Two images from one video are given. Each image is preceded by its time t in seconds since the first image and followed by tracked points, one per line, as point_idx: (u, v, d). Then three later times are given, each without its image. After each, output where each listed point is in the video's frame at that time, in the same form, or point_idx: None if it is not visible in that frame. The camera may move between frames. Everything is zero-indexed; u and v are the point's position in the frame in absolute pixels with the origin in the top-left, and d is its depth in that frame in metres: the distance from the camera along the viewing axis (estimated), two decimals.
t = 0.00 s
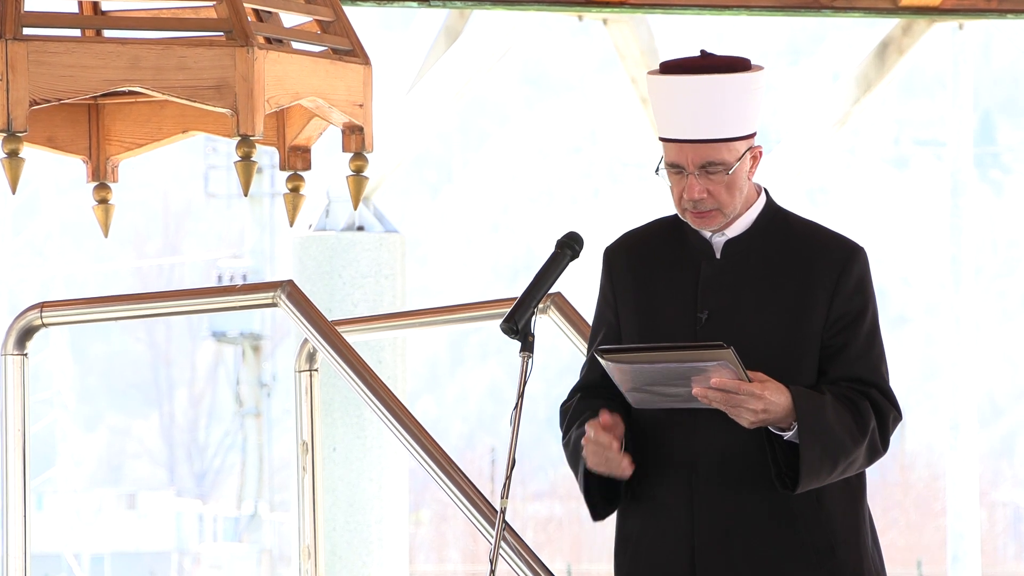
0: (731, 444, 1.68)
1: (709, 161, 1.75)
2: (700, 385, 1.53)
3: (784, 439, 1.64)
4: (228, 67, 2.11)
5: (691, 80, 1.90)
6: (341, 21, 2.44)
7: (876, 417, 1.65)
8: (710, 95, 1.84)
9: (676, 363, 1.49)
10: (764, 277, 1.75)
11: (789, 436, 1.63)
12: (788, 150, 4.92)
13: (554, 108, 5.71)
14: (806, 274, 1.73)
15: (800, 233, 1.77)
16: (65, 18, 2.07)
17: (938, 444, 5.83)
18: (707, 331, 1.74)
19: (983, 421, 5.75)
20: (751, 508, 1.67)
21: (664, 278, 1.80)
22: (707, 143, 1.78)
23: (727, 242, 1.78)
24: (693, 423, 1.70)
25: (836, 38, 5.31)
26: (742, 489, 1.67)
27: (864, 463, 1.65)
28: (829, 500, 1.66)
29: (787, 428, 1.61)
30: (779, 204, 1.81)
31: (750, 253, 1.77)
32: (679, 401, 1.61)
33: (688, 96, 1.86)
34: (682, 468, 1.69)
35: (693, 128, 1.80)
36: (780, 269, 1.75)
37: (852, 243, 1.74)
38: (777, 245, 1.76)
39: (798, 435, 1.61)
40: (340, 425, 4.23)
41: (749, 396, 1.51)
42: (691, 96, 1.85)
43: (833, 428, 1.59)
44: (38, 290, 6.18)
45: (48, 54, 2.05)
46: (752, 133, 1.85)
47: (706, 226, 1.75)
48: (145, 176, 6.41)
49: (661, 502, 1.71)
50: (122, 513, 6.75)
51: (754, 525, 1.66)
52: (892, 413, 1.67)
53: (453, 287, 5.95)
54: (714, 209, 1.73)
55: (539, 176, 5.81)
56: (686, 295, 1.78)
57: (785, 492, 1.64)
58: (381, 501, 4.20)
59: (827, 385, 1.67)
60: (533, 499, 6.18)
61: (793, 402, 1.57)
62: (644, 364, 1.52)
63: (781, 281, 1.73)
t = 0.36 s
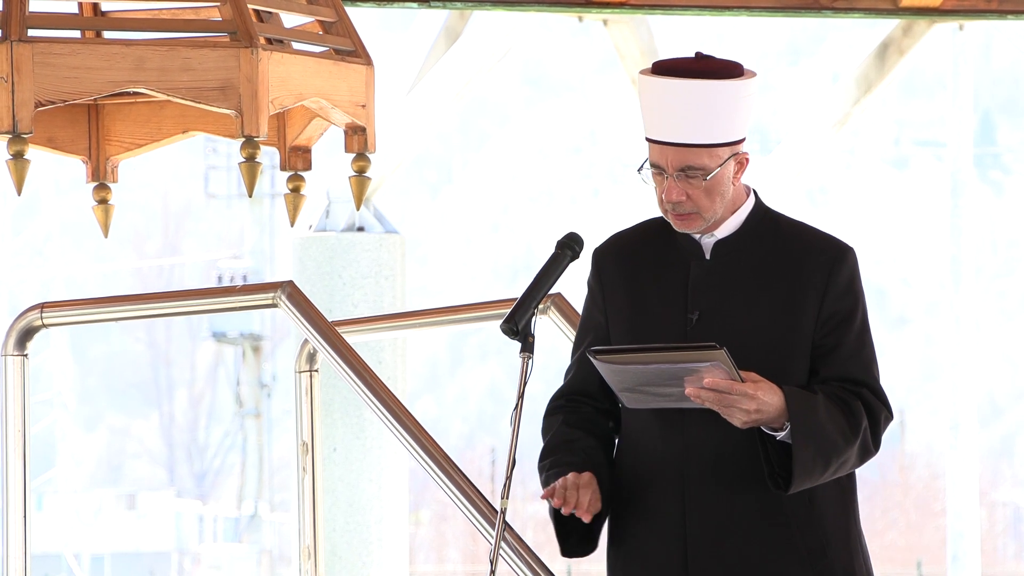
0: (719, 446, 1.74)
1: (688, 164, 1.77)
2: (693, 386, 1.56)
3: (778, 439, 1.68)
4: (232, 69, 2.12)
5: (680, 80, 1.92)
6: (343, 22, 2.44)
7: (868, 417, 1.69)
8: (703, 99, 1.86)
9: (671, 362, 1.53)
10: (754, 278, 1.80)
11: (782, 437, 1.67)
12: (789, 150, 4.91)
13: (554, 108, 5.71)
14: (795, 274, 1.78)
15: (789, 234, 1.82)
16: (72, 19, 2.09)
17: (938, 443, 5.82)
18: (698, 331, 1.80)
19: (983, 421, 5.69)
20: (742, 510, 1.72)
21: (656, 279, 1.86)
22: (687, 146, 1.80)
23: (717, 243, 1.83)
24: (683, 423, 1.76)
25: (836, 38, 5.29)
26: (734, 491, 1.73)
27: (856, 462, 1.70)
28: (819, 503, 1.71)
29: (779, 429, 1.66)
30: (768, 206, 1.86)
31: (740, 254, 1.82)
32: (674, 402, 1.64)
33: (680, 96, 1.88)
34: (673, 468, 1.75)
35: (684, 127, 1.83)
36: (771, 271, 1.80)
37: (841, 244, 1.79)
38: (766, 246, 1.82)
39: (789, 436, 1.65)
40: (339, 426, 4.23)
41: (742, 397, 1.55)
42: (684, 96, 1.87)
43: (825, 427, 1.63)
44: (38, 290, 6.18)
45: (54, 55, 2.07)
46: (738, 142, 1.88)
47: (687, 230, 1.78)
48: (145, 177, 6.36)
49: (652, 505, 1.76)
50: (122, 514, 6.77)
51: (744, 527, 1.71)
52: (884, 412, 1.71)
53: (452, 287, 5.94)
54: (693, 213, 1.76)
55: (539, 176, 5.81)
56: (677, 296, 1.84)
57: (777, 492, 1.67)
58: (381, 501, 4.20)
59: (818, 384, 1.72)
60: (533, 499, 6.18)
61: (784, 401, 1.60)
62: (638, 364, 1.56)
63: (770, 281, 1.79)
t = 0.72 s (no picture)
0: (716, 446, 1.80)
1: (691, 152, 1.83)
2: (691, 382, 1.58)
3: (775, 438, 1.72)
4: (237, 69, 2.15)
5: (682, 78, 2.03)
6: (346, 21, 2.46)
7: (862, 415, 1.75)
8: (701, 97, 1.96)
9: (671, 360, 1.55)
10: (746, 278, 1.89)
11: (779, 435, 1.71)
12: (789, 150, 4.93)
13: (554, 108, 5.71)
14: (790, 278, 1.86)
15: (780, 236, 1.91)
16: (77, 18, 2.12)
17: (938, 443, 5.82)
18: (692, 330, 1.88)
19: (984, 422, 5.71)
20: (738, 509, 1.78)
21: (649, 280, 1.94)
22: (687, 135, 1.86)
23: (709, 243, 1.92)
24: (679, 424, 1.82)
25: (836, 39, 5.32)
26: (730, 491, 1.79)
27: (851, 460, 1.76)
28: (813, 500, 1.77)
29: (776, 428, 1.70)
30: (757, 208, 1.94)
31: (732, 256, 1.91)
32: (667, 398, 1.66)
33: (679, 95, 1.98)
34: (670, 469, 1.81)
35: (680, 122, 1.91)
36: (764, 272, 1.88)
37: (832, 245, 1.87)
38: (759, 249, 1.90)
39: (787, 435, 1.70)
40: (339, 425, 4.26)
41: (739, 395, 1.58)
42: (682, 90, 1.98)
43: (822, 427, 1.68)
44: (37, 289, 6.15)
45: (59, 56, 2.10)
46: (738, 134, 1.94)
47: (687, 221, 1.82)
48: (145, 177, 6.29)
49: (649, 504, 1.83)
50: (122, 514, 6.69)
51: (741, 526, 1.78)
52: (877, 410, 1.77)
53: (452, 287, 5.93)
54: (696, 203, 1.81)
55: (539, 176, 5.80)
56: (670, 295, 1.92)
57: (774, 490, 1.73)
58: (381, 501, 4.22)
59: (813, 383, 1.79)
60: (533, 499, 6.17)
61: (784, 401, 1.64)
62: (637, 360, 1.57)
63: (766, 282, 1.87)
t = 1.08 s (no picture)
0: (711, 441, 2.06)
1: (694, 129, 2.10)
2: (690, 377, 1.75)
3: (772, 433, 1.96)
4: (242, 69, 2.32)
5: (675, 65, 2.29)
6: (349, 21, 2.64)
7: (858, 410, 2.00)
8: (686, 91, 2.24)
9: (673, 354, 1.71)
10: (740, 279, 2.13)
11: (776, 431, 1.94)
12: (788, 150, 5.23)
13: (554, 108, 5.71)
14: (785, 281, 2.10)
15: (770, 237, 2.16)
16: (81, 20, 2.28)
17: (939, 443, 5.75)
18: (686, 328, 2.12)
19: (983, 420, 5.71)
20: (736, 499, 2.03)
21: (645, 282, 2.19)
22: (692, 115, 2.15)
23: (702, 241, 2.17)
24: (678, 421, 2.07)
25: (836, 39, 5.34)
26: (729, 481, 2.04)
27: (846, 456, 2.01)
28: (808, 494, 2.04)
29: (774, 424, 1.93)
30: (747, 207, 2.20)
31: (725, 255, 2.15)
32: (670, 393, 1.83)
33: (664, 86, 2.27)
34: (671, 461, 2.07)
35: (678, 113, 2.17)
36: (758, 272, 2.12)
37: (823, 243, 2.13)
38: (752, 255, 2.14)
39: (785, 430, 1.92)
40: (339, 424, 4.42)
41: (737, 389, 1.74)
42: (675, 74, 2.27)
43: (820, 423, 1.92)
44: (38, 289, 6.07)
45: (65, 57, 2.27)
46: (732, 123, 2.21)
47: (689, 197, 2.05)
48: (145, 177, 6.17)
49: (654, 504, 2.08)
50: (122, 513, 6.59)
51: (739, 522, 2.03)
52: (870, 405, 2.03)
53: (452, 287, 5.89)
54: (697, 179, 2.05)
55: (539, 175, 5.80)
56: (666, 297, 2.16)
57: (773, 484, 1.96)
58: (380, 502, 4.42)
59: (808, 378, 2.05)
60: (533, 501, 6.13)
61: (778, 396, 1.83)
62: (641, 355, 1.73)
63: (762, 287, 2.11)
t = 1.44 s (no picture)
0: (709, 439, 2.07)
1: (694, 124, 2.11)
2: (688, 370, 1.76)
3: (770, 427, 1.97)
4: (243, 69, 2.32)
5: (673, 62, 2.31)
6: (350, 20, 2.64)
7: (855, 406, 2.01)
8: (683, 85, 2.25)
9: (676, 344, 1.71)
10: (735, 277, 2.14)
11: (775, 425, 1.95)
12: (788, 150, 5.22)
13: (554, 108, 5.72)
14: (780, 279, 2.11)
15: (765, 236, 2.17)
16: (82, 21, 2.28)
17: (939, 443, 5.74)
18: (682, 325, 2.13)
19: (983, 419, 5.71)
20: (732, 498, 2.05)
21: (641, 280, 2.20)
22: (692, 111, 2.16)
23: (697, 239, 2.18)
24: (674, 420, 2.09)
25: (836, 39, 5.35)
26: (726, 481, 2.06)
27: (844, 452, 2.01)
28: (806, 492, 2.05)
29: (771, 418, 1.94)
30: (743, 206, 2.21)
31: (721, 253, 2.16)
32: (665, 387, 1.83)
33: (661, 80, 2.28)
34: (667, 459, 2.08)
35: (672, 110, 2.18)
36: (754, 270, 2.13)
37: (818, 243, 2.13)
38: (747, 253, 2.15)
39: (782, 423, 1.93)
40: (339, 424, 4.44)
41: (737, 381, 1.77)
42: (671, 71, 2.29)
43: (818, 417, 1.92)
44: (38, 290, 6.06)
45: (65, 57, 2.27)
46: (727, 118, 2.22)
47: (690, 190, 2.06)
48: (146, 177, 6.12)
49: (652, 504, 2.09)
50: (122, 514, 6.51)
51: (737, 520, 2.04)
52: (866, 402, 2.04)
53: (452, 287, 5.89)
54: (699, 172, 2.05)
55: (540, 176, 5.80)
56: (662, 294, 2.17)
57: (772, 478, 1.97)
58: (380, 502, 4.45)
59: (805, 375, 2.06)
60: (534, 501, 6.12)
61: (777, 389, 1.85)
62: (641, 345, 1.73)
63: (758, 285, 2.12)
